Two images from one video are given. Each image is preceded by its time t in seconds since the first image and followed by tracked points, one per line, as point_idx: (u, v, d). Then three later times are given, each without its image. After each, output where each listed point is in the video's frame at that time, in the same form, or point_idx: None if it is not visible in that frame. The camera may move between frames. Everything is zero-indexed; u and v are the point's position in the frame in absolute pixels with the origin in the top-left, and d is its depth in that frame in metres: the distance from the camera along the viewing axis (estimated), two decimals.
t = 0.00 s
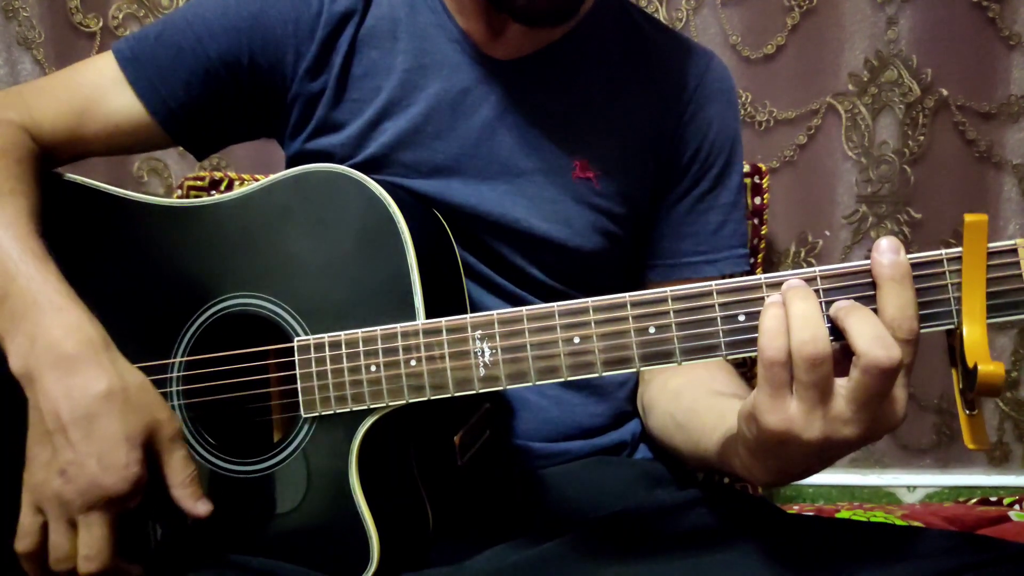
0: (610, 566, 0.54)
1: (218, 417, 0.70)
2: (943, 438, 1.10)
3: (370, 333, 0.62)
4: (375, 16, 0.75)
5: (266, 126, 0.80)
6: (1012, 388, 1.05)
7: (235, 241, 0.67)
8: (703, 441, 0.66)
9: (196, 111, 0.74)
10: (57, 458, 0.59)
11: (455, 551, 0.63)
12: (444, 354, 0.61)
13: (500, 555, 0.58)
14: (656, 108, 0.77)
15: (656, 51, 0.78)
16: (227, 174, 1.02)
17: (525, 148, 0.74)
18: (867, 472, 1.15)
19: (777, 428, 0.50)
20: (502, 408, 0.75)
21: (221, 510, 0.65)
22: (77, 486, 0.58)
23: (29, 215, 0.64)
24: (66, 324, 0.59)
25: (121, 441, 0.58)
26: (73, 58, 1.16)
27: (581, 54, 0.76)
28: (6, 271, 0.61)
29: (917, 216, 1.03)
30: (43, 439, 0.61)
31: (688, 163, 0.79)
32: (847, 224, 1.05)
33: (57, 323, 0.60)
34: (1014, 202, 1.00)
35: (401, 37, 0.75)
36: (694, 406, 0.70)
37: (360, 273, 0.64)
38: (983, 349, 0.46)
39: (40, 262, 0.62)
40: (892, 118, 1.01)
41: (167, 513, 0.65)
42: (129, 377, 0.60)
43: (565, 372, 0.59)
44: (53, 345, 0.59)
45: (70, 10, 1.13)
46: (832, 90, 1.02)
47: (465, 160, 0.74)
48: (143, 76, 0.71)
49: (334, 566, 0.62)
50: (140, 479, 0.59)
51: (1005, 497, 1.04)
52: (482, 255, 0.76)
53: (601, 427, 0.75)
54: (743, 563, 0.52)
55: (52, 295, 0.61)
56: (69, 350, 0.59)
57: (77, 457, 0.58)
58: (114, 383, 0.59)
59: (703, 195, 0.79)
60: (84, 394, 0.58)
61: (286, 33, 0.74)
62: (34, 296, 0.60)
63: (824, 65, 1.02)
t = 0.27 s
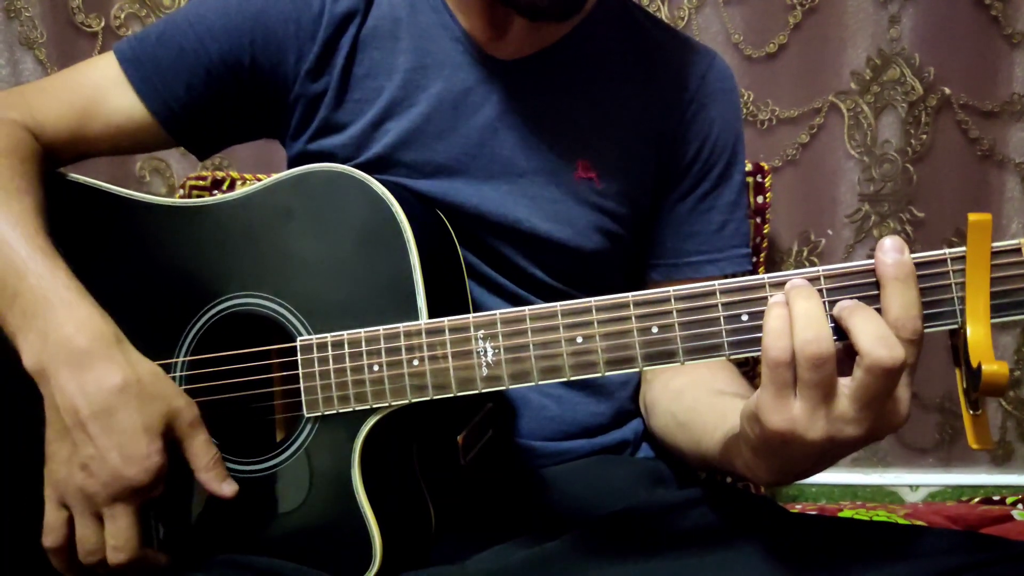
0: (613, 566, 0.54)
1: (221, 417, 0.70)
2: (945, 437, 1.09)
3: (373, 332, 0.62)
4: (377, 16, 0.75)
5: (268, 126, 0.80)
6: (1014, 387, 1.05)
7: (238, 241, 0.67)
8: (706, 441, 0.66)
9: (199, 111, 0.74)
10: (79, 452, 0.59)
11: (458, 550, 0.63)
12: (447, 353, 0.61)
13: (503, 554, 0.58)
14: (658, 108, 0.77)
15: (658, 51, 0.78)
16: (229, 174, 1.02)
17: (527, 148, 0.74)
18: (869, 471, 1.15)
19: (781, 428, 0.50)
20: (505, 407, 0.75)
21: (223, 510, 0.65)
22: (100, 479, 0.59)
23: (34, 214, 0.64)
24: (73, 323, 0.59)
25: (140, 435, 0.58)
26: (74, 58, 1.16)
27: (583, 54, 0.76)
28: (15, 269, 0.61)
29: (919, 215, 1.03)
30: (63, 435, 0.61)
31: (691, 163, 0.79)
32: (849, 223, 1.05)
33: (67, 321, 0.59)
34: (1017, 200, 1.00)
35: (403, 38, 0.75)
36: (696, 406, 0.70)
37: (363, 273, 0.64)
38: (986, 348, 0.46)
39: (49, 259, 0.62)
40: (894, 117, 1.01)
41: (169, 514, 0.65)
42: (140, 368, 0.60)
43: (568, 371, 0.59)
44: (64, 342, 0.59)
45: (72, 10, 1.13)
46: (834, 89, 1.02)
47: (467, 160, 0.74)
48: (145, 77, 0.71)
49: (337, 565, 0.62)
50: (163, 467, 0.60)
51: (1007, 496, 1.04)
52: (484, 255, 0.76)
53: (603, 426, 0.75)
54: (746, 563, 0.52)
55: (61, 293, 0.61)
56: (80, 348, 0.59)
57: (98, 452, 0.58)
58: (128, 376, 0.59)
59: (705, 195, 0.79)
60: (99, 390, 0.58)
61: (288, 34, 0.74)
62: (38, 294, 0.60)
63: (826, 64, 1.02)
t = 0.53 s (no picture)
0: (611, 567, 0.54)
1: (219, 417, 0.70)
2: (943, 439, 1.09)
3: (371, 332, 0.62)
4: (377, 17, 0.75)
5: (268, 126, 0.80)
6: (1013, 389, 1.05)
7: (237, 240, 0.67)
8: (704, 442, 0.66)
9: (199, 111, 0.74)
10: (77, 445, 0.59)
11: (455, 550, 0.63)
12: (446, 353, 0.61)
13: (501, 555, 0.58)
14: (658, 109, 0.77)
15: (658, 53, 0.78)
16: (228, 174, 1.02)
17: (526, 149, 0.74)
18: (867, 473, 1.15)
19: (780, 429, 0.50)
20: (504, 408, 0.75)
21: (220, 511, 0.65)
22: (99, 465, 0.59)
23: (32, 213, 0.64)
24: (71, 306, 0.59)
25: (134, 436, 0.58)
26: (74, 57, 1.16)
27: (582, 55, 0.76)
28: (13, 275, 0.61)
29: (918, 217, 1.03)
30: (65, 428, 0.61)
31: (690, 164, 0.79)
32: (848, 225, 1.05)
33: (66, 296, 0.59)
34: (1016, 202, 1.00)
35: (402, 39, 0.75)
36: (694, 407, 0.70)
37: (362, 273, 0.64)
38: (984, 349, 0.46)
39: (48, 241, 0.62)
40: (893, 119, 1.01)
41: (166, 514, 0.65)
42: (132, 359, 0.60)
43: (566, 372, 0.59)
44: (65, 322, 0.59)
45: (71, 9, 1.13)
46: (833, 91, 1.02)
47: (466, 161, 0.74)
48: (145, 75, 0.71)
49: (335, 565, 0.62)
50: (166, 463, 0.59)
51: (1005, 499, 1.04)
52: (483, 256, 0.76)
53: (601, 427, 0.75)
54: (743, 565, 0.52)
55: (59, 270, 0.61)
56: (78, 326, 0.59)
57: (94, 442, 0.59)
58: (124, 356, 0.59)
59: (704, 197, 0.79)
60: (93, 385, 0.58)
61: (288, 34, 0.74)
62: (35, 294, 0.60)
63: (825, 66, 1.02)
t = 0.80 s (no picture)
0: (612, 568, 0.54)
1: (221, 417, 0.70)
2: (944, 440, 1.09)
3: (373, 332, 0.62)
4: (379, 17, 0.75)
5: (269, 127, 0.80)
6: (1014, 390, 1.05)
7: (239, 241, 0.67)
8: (705, 443, 0.66)
9: (201, 111, 0.73)
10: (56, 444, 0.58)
11: (457, 550, 0.63)
12: (447, 354, 0.61)
13: (503, 555, 0.58)
14: (659, 110, 0.77)
15: (660, 53, 0.78)
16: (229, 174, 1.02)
17: (528, 149, 0.74)
18: (867, 474, 1.15)
19: (782, 430, 0.50)
20: (505, 408, 0.75)
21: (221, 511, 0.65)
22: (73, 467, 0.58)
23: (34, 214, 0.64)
24: (73, 296, 0.58)
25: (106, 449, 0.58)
26: (74, 57, 1.16)
27: (584, 56, 0.76)
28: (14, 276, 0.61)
29: (919, 217, 1.03)
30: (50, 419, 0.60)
31: (692, 164, 0.78)
32: (849, 226, 1.05)
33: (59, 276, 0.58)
34: (1017, 203, 1.00)
35: (404, 39, 0.75)
36: (696, 408, 0.70)
37: (363, 273, 0.64)
38: (987, 350, 0.46)
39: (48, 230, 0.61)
40: (894, 119, 1.01)
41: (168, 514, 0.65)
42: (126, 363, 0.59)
43: (568, 373, 0.59)
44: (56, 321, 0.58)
45: (72, 9, 1.13)
46: (835, 91, 1.02)
47: (468, 161, 0.74)
48: (147, 76, 0.71)
49: (337, 565, 0.62)
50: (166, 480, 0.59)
51: (1006, 499, 1.04)
52: (484, 256, 0.76)
53: (603, 428, 0.75)
54: (745, 566, 0.52)
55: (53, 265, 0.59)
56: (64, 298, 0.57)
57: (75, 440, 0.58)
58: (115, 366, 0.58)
59: (705, 197, 0.79)
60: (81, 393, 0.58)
61: (290, 34, 0.74)
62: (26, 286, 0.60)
63: (826, 66, 1.02)
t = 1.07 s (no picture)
0: (611, 570, 0.54)
1: (220, 419, 0.70)
2: (943, 442, 1.09)
3: (371, 334, 0.62)
4: (378, 20, 0.75)
5: (269, 129, 0.80)
6: (1012, 392, 1.05)
7: (238, 243, 0.68)
8: (704, 445, 0.66)
9: (201, 114, 0.74)
10: (59, 467, 0.58)
11: (456, 551, 0.63)
12: (445, 355, 0.61)
13: (501, 557, 0.58)
14: (658, 113, 0.77)
15: (658, 56, 0.78)
16: (228, 176, 1.02)
17: (526, 152, 0.74)
18: (866, 476, 1.15)
19: (779, 432, 0.50)
20: (503, 410, 0.75)
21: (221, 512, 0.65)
22: (78, 488, 0.58)
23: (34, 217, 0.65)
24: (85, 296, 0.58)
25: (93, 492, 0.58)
26: (74, 59, 1.16)
27: (582, 59, 0.76)
28: (14, 278, 0.61)
29: (917, 219, 1.03)
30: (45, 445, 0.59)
31: (690, 167, 0.79)
32: (847, 228, 1.05)
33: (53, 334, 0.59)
34: (1015, 205, 1.00)
35: (404, 42, 0.75)
36: (694, 410, 0.70)
37: (362, 276, 0.64)
38: (983, 352, 0.46)
39: (42, 272, 0.62)
40: (892, 122, 1.01)
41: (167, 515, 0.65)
42: (133, 384, 0.60)
43: (566, 374, 0.59)
44: (57, 356, 0.59)
45: (72, 12, 1.14)
46: (833, 94, 1.02)
47: (466, 164, 0.74)
48: (147, 80, 0.71)
49: (335, 567, 0.62)
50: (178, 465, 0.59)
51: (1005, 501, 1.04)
52: (482, 259, 0.76)
53: (601, 429, 0.75)
54: (743, 567, 0.52)
55: (55, 303, 0.60)
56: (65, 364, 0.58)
57: (69, 470, 0.58)
58: (119, 392, 0.59)
59: (704, 200, 0.79)
60: (82, 417, 0.58)
61: (290, 37, 0.74)
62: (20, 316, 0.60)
63: (824, 69, 1.02)
